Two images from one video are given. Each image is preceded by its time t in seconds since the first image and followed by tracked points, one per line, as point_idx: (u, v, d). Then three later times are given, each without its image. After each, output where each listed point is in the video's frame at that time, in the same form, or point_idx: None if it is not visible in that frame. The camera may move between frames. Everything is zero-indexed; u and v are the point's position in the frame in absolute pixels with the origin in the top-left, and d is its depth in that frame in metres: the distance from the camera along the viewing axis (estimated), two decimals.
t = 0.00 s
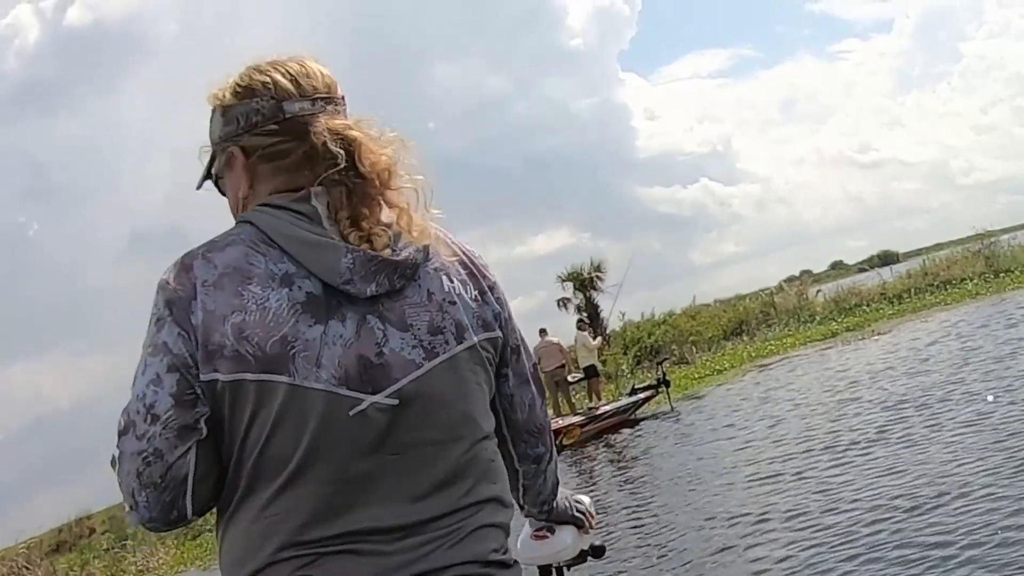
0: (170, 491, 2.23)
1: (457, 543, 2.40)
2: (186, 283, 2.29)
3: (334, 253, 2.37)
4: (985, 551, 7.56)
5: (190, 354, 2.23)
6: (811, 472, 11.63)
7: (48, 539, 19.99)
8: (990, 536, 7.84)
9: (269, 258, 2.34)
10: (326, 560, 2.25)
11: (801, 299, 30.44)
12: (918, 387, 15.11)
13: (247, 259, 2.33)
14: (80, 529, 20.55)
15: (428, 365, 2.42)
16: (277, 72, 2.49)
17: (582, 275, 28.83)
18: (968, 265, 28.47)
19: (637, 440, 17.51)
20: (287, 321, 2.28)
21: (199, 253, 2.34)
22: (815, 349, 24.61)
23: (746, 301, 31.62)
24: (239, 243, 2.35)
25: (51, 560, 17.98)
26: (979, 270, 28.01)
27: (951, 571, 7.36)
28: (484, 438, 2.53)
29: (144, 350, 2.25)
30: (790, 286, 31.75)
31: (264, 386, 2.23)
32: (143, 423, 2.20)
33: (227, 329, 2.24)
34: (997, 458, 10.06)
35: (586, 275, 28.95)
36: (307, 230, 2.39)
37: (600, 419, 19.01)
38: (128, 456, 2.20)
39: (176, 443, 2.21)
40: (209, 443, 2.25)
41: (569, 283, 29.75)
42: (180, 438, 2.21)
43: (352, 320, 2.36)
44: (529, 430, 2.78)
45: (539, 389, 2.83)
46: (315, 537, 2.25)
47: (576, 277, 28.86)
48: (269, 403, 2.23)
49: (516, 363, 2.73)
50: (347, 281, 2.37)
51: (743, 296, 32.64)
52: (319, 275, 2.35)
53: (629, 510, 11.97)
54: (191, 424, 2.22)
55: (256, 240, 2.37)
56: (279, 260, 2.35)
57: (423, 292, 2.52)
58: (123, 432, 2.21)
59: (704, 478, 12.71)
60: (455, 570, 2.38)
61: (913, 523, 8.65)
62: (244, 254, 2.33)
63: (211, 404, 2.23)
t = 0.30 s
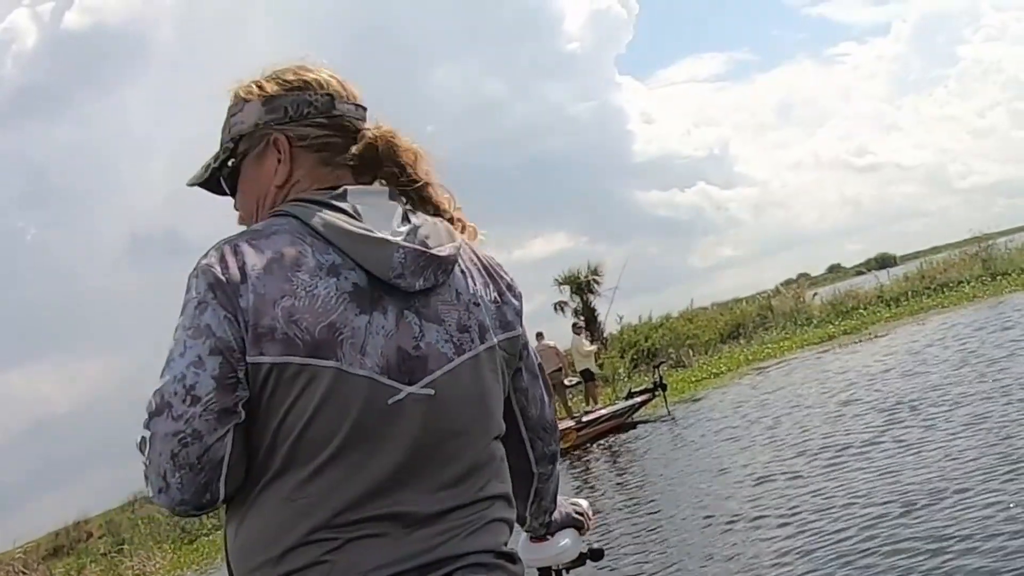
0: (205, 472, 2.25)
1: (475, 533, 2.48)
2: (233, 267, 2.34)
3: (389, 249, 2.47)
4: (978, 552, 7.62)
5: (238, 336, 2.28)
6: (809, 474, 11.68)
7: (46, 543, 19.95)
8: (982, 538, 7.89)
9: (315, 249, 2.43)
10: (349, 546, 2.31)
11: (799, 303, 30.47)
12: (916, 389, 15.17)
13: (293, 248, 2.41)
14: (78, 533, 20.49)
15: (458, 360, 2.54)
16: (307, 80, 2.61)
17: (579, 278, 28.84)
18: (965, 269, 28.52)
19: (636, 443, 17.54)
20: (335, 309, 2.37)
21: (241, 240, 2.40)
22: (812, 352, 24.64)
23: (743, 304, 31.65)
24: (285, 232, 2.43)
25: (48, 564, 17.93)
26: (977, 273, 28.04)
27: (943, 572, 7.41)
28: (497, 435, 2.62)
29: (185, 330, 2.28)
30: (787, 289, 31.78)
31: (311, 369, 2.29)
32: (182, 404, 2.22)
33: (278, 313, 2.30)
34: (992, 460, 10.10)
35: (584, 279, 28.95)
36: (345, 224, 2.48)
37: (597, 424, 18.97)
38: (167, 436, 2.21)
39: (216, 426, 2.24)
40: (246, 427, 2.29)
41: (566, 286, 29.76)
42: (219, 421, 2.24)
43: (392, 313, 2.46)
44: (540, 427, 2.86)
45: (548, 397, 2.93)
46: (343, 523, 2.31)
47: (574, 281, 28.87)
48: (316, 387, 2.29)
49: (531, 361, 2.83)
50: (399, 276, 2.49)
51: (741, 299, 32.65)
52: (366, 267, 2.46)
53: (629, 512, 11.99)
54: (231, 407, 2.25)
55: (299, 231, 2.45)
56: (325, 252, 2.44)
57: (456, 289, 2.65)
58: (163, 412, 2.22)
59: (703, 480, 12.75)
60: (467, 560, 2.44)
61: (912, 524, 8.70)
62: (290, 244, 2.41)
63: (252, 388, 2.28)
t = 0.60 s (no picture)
0: (202, 465, 2.31)
1: (480, 526, 2.44)
2: (233, 266, 2.40)
3: (381, 244, 2.47)
4: (971, 553, 7.65)
5: (235, 331, 2.34)
6: (808, 476, 11.68)
7: (44, 546, 19.91)
8: (975, 539, 7.93)
9: (313, 245, 2.45)
10: (349, 535, 2.32)
11: (797, 304, 30.46)
12: (914, 390, 15.17)
13: (292, 244, 2.44)
14: (76, 536, 20.46)
15: (461, 355, 2.49)
16: (281, 86, 2.57)
17: (578, 280, 28.83)
18: (964, 270, 28.52)
19: (634, 445, 17.52)
20: (331, 303, 2.39)
21: (243, 237, 2.44)
22: (810, 353, 24.62)
23: (741, 306, 31.65)
24: (285, 228, 2.46)
25: (46, 568, 17.89)
26: (975, 274, 28.03)
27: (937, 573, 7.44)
28: (506, 431, 2.57)
29: (187, 326, 2.36)
30: (785, 291, 31.77)
31: (305, 363, 2.33)
32: (180, 398, 2.29)
33: (272, 309, 2.35)
34: (987, 462, 10.12)
35: (582, 280, 28.94)
36: (352, 222, 2.49)
37: (595, 425, 18.93)
38: (165, 428, 2.28)
39: (212, 418, 2.30)
40: (244, 421, 2.34)
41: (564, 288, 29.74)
42: (216, 414, 2.30)
43: (391, 307, 2.45)
44: (551, 426, 2.83)
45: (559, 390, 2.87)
46: (342, 514, 2.32)
47: (572, 282, 28.86)
48: (312, 379, 2.32)
49: (541, 358, 2.79)
50: (390, 269, 2.47)
51: (739, 301, 32.65)
52: (363, 262, 2.46)
53: (627, 514, 11.97)
54: (228, 400, 2.31)
55: (299, 227, 2.47)
56: (324, 247, 2.46)
57: (459, 286, 2.60)
58: (161, 405, 2.29)
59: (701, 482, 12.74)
60: (472, 553, 2.41)
61: (909, 526, 8.70)
62: (289, 241, 2.45)
63: (249, 381, 2.34)
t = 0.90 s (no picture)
0: (197, 452, 2.39)
1: (476, 519, 2.42)
2: (231, 258, 2.45)
3: (374, 237, 2.49)
4: (971, 549, 7.66)
5: (230, 322, 2.39)
6: (813, 473, 11.66)
7: (51, 547, 19.94)
8: (976, 535, 7.93)
9: (310, 239, 2.48)
10: (340, 528, 2.32)
11: (802, 301, 30.42)
12: (920, 387, 15.14)
13: (289, 238, 2.47)
14: (83, 537, 20.52)
15: (457, 347, 2.49)
16: (287, 87, 2.60)
17: (583, 278, 28.82)
18: (969, 266, 28.46)
19: (639, 443, 17.52)
20: (324, 295, 2.41)
21: (244, 232, 2.49)
22: (816, 350, 24.59)
23: (746, 303, 31.62)
24: (284, 222, 2.50)
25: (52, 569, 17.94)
26: (981, 270, 27.97)
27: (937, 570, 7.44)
28: (507, 425, 2.55)
29: (189, 319, 2.42)
30: (790, 288, 31.74)
31: (298, 354, 2.35)
32: (177, 387, 2.36)
33: (267, 302, 2.39)
34: (989, 458, 10.12)
35: (587, 279, 28.93)
36: (351, 219, 2.51)
37: (600, 424, 18.90)
38: (161, 416, 2.36)
39: (206, 407, 2.37)
40: (238, 411, 2.39)
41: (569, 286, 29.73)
42: (210, 403, 2.37)
43: (386, 299, 2.46)
44: (566, 422, 2.86)
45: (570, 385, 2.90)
46: (333, 505, 2.32)
47: (577, 280, 28.85)
48: (303, 371, 2.34)
49: (550, 356, 2.80)
50: (384, 262, 2.48)
51: (744, 298, 32.62)
52: (356, 254, 2.47)
53: (632, 511, 11.98)
54: (222, 390, 2.37)
55: (298, 222, 2.51)
56: (320, 241, 2.48)
57: (457, 280, 2.60)
58: (158, 393, 2.37)
59: (706, 479, 12.74)
60: (468, 546, 2.39)
61: (912, 523, 8.68)
62: (287, 235, 2.48)
63: (244, 372, 2.38)
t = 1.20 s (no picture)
0: (188, 455, 2.43)
1: (475, 511, 2.41)
2: (216, 263, 2.49)
3: (353, 231, 2.49)
4: (975, 531, 7.67)
5: (214, 325, 2.43)
6: (819, 457, 11.66)
7: (63, 548, 20.05)
8: (976, 516, 7.97)
9: (291, 238, 2.49)
10: (334, 525, 2.32)
11: (808, 285, 30.36)
12: (926, 369, 15.12)
13: (272, 240, 2.49)
14: (95, 537, 20.60)
15: (444, 337, 2.47)
16: (263, 92, 2.61)
17: (587, 267, 28.80)
18: (975, 247, 28.36)
19: (645, 431, 17.53)
20: (306, 291, 2.42)
21: (230, 238, 2.53)
22: (822, 335, 24.54)
23: (752, 289, 31.57)
24: (268, 224, 2.52)
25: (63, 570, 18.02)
26: (986, 251, 27.87)
27: (940, 552, 7.47)
28: (502, 414, 2.53)
29: (179, 326, 2.48)
30: (796, 272, 31.67)
31: (283, 350, 2.37)
32: (166, 392, 2.42)
33: (249, 302, 2.42)
34: (993, 439, 10.13)
35: (591, 268, 28.91)
36: (331, 215, 2.52)
37: (606, 412, 18.91)
38: (152, 421, 2.42)
39: (194, 410, 2.41)
40: (226, 413, 2.43)
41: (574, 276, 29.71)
42: (198, 405, 2.41)
43: (370, 293, 2.45)
44: (582, 403, 2.83)
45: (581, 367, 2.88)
46: (326, 500, 2.32)
47: (581, 270, 28.84)
48: (286, 369, 2.36)
49: (554, 344, 2.78)
50: (364, 256, 2.48)
51: (750, 284, 32.57)
52: (338, 250, 2.48)
53: (639, 499, 12.02)
54: (209, 392, 2.41)
55: (282, 223, 2.53)
56: (302, 239, 2.49)
57: (444, 271, 2.58)
58: (150, 399, 2.43)
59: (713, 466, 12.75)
60: (468, 539, 2.39)
61: (917, 506, 8.70)
62: (271, 237, 2.50)
63: (230, 373, 2.42)
